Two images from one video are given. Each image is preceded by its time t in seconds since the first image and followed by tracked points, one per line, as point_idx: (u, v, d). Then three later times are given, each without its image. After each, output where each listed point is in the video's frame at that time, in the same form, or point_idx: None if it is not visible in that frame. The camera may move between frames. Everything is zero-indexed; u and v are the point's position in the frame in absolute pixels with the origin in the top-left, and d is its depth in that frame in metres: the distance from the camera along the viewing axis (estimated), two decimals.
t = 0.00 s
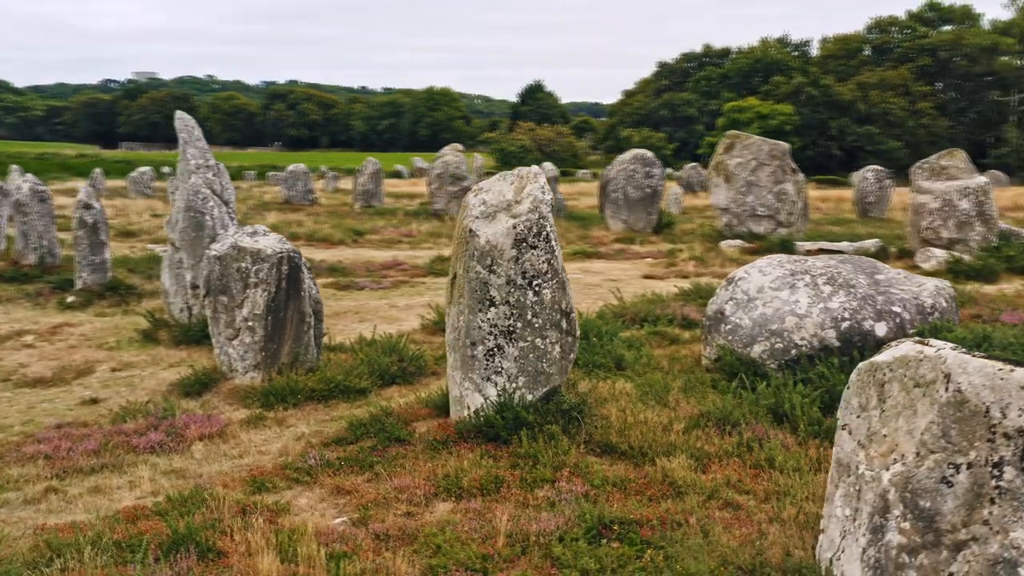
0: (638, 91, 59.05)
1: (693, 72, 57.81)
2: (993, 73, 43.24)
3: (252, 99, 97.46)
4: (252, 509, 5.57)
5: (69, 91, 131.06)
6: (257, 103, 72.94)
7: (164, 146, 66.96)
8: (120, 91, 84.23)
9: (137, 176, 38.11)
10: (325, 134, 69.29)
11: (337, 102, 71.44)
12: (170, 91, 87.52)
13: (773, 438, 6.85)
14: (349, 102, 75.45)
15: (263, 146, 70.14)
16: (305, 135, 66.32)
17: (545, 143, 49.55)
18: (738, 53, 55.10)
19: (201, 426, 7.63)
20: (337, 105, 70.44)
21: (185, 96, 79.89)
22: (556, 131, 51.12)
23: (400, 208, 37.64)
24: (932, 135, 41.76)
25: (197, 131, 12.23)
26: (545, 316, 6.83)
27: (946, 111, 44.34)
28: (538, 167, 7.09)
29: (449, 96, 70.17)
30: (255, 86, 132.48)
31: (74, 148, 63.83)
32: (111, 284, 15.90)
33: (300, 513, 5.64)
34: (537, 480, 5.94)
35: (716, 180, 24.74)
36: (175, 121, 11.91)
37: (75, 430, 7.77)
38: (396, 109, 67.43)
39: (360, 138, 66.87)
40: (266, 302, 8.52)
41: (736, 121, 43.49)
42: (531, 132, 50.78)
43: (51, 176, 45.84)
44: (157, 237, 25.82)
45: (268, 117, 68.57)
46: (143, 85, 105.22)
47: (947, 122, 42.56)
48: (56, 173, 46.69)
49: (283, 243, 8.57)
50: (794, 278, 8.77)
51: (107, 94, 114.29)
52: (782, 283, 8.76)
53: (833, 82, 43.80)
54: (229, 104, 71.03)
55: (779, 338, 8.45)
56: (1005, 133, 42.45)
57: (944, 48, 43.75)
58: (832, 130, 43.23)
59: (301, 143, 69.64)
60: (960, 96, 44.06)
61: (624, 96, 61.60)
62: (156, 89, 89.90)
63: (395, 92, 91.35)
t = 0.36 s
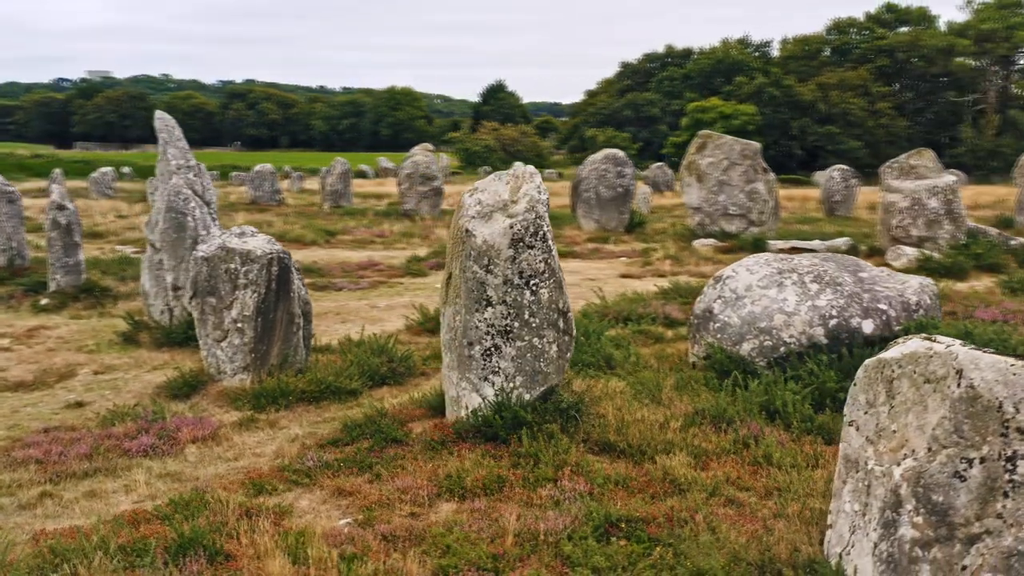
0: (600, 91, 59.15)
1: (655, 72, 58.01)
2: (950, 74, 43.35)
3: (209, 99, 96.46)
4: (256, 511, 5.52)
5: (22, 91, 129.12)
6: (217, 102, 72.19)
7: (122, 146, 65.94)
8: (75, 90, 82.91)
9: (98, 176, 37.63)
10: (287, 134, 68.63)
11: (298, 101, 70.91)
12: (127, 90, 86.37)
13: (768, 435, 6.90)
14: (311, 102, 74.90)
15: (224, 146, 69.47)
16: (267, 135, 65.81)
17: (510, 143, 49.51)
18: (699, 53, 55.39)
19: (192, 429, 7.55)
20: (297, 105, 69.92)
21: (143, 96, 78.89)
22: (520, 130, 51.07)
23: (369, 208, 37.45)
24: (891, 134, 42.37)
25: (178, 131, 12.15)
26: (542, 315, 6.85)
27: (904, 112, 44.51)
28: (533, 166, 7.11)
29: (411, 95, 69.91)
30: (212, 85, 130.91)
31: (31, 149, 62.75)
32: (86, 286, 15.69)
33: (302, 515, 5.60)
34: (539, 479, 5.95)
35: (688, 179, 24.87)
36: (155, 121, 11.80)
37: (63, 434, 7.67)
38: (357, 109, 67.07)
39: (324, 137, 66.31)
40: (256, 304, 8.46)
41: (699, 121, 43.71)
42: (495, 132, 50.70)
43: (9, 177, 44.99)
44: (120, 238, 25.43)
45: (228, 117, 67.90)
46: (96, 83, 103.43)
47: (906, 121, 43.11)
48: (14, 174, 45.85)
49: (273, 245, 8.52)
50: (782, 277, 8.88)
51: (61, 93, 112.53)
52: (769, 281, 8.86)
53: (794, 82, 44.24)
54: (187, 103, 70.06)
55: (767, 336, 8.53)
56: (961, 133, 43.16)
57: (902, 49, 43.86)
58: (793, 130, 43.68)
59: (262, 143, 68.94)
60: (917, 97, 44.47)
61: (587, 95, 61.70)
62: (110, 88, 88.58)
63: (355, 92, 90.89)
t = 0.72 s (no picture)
0: (563, 91, 59.22)
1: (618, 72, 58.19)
2: (908, 74, 43.72)
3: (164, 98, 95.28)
4: (260, 514, 5.48)
5: None
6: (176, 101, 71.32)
7: (80, 145, 64.72)
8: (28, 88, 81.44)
9: (59, 177, 37.11)
10: (249, 133, 67.93)
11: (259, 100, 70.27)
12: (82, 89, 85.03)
13: (763, 432, 6.95)
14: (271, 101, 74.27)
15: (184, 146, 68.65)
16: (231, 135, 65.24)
17: (474, 143, 49.45)
18: (662, 54, 55.64)
19: (184, 432, 7.48)
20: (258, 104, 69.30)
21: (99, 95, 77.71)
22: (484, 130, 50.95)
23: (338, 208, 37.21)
24: (853, 134, 43.01)
25: (158, 131, 12.09)
26: (539, 314, 6.87)
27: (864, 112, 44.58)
28: (529, 167, 7.13)
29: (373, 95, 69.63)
30: (167, 83, 129.14)
31: None
32: (60, 288, 15.48)
33: (306, 517, 5.57)
34: (542, 478, 5.96)
35: (660, 179, 24.98)
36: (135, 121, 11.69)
37: (52, 438, 7.56)
38: (318, 108, 66.59)
39: (288, 136, 65.73)
40: (245, 305, 8.41)
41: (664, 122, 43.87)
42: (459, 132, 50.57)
43: None
44: (85, 240, 24.98)
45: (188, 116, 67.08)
46: (47, 82, 101.38)
47: (866, 122, 43.61)
48: None
49: (262, 246, 8.49)
50: (770, 275, 8.96)
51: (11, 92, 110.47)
52: (757, 280, 8.93)
53: (757, 83, 44.65)
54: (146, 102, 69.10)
55: (756, 334, 8.60)
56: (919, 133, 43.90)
57: (862, 50, 43.69)
58: (756, 130, 43.95)
59: (224, 143, 68.19)
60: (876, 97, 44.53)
61: (550, 95, 61.76)
62: (64, 87, 87.12)
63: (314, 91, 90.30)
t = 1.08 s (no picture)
0: (527, 91, 59.29)
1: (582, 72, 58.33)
2: (868, 75, 44.12)
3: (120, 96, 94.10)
4: (264, 516, 5.45)
5: None
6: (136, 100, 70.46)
7: (36, 144, 63.56)
8: None
9: (20, 178, 36.52)
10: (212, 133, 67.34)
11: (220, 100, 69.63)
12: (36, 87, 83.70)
13: (757, 429, 7.00)
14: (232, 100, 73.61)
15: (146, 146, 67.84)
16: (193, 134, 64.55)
17: (439, 142, 49.39)
18: (625, 54, 55.86)
19: (177, 434, 7.40)
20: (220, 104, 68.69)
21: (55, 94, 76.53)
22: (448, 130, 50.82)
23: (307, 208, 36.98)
24: (814, 134, 43.59)
25: (138, 130, 11.96)
26: (536, 314, 6.88)
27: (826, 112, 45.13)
28: (523, 166, 7.14)
29: (336, 95, 69.28)
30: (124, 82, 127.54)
31: None
32: (34, 291, 15.26)
33: (309, 519, 5.54)
34: (544, 477, 5.97)
35: (634, 178, 25.06)
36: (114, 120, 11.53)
37: (41, 442, 7.45)
38: (279, 108, 65.94)
39: (251, 136, 65.19)
40: (236, 306, 8.35)
41: (629, 122, 43.99)
42: (424, 132, 50.48)
43: None
44: (52, 241, 24.63)
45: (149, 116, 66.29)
46: None
47: (827, 123, 44.23)
48: None
49: (252, 246, 8.44)
50: (757, 274, 9.04)
51: None
52: (745, 278, 9.01)
53: (720, 83, 44.96)
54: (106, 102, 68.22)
55: (744, 332, 8.67)
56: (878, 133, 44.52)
57: (823, 51, 43.92)
58: (720, 130, 44.08)
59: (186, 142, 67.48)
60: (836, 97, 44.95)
61: (513, 95, 61.82)
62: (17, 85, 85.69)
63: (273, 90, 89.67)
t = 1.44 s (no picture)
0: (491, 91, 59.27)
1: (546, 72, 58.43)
2: (827, 75, 44.24)
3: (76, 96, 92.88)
4: (269, 518, 5.42)
5: None
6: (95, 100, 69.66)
7: None
8: None
9: None
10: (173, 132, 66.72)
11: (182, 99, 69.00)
12: None
13: (751, 427, 7.05)
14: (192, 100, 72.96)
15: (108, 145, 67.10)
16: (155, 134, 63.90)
17: (403, 142, 49.32)
18: (589, 54, 56.03)
19: (169, 437, 7.33)
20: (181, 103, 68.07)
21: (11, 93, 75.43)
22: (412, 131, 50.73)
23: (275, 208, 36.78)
24: (776, 134, 44.04)
25: (116, 130, 11.83)
26: (532, 314, 6.89)
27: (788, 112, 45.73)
28: (518, 166, 7.16)
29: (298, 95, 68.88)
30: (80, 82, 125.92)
31: None
32: (7, 292, 15.06)
33: (313, 521, 5.51)
34: (546, 476, 5.99)
35: (607, 178, 25.12)
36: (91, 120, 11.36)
37: (29, 447, 7.35)
38: (239, 108, 65.39)
39: (211, 135, 64.62)
40: (225, 307, 8.29)
41: (592, 121, 44.15)
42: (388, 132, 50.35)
43: None
44: (17, 243, 24.30)
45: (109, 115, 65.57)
46: None
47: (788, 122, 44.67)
48: None
49: (241, 248, 8.38)
50: (745, 272, 9.11)
51: None
52: (732, 277, 9.09)
53: (683, 83, 45.24)
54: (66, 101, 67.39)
55: (733, 330, 8.74)
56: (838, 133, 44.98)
57: (783, 52, 44.92)
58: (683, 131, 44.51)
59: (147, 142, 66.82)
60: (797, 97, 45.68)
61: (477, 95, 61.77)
62: None
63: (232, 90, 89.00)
